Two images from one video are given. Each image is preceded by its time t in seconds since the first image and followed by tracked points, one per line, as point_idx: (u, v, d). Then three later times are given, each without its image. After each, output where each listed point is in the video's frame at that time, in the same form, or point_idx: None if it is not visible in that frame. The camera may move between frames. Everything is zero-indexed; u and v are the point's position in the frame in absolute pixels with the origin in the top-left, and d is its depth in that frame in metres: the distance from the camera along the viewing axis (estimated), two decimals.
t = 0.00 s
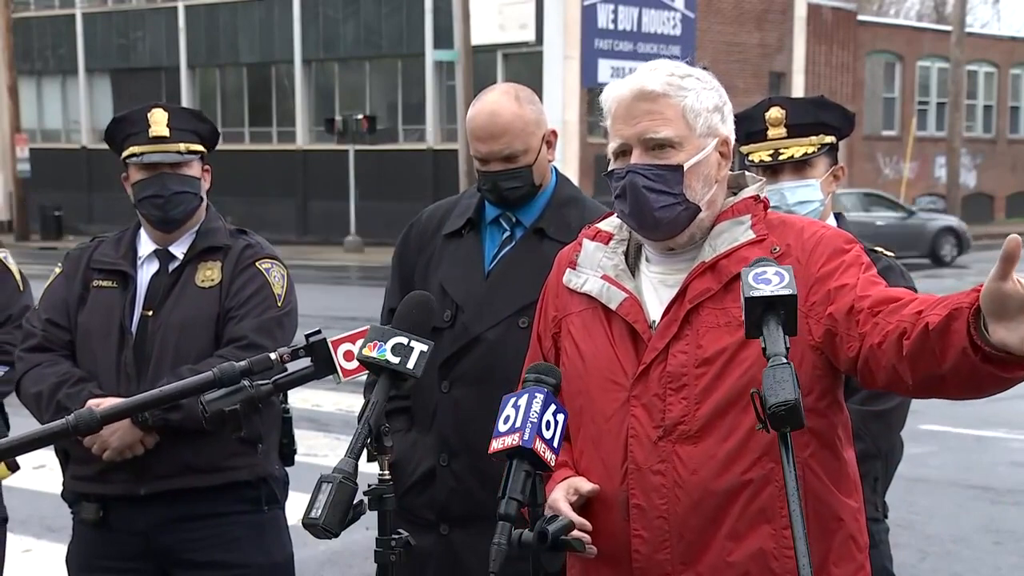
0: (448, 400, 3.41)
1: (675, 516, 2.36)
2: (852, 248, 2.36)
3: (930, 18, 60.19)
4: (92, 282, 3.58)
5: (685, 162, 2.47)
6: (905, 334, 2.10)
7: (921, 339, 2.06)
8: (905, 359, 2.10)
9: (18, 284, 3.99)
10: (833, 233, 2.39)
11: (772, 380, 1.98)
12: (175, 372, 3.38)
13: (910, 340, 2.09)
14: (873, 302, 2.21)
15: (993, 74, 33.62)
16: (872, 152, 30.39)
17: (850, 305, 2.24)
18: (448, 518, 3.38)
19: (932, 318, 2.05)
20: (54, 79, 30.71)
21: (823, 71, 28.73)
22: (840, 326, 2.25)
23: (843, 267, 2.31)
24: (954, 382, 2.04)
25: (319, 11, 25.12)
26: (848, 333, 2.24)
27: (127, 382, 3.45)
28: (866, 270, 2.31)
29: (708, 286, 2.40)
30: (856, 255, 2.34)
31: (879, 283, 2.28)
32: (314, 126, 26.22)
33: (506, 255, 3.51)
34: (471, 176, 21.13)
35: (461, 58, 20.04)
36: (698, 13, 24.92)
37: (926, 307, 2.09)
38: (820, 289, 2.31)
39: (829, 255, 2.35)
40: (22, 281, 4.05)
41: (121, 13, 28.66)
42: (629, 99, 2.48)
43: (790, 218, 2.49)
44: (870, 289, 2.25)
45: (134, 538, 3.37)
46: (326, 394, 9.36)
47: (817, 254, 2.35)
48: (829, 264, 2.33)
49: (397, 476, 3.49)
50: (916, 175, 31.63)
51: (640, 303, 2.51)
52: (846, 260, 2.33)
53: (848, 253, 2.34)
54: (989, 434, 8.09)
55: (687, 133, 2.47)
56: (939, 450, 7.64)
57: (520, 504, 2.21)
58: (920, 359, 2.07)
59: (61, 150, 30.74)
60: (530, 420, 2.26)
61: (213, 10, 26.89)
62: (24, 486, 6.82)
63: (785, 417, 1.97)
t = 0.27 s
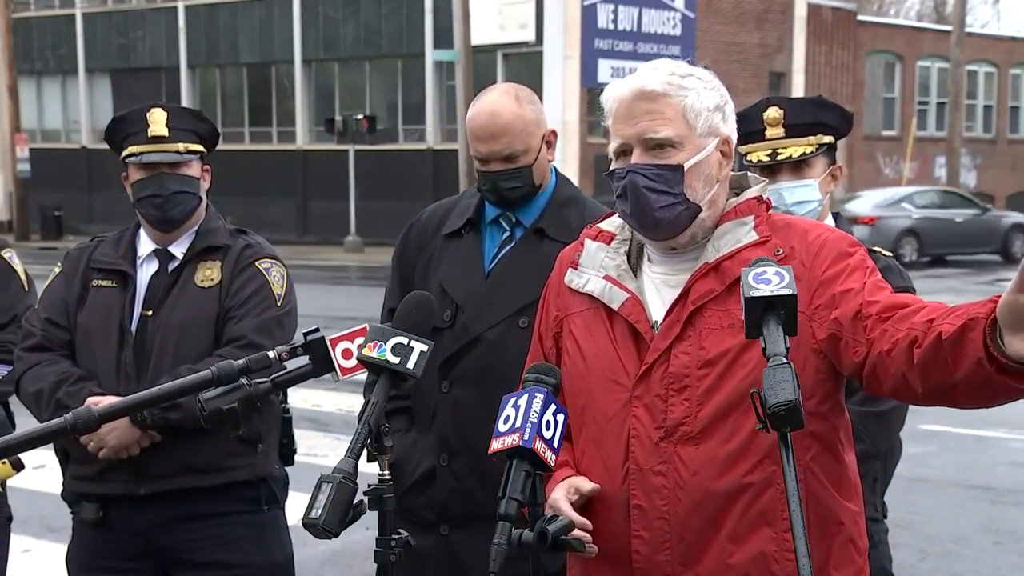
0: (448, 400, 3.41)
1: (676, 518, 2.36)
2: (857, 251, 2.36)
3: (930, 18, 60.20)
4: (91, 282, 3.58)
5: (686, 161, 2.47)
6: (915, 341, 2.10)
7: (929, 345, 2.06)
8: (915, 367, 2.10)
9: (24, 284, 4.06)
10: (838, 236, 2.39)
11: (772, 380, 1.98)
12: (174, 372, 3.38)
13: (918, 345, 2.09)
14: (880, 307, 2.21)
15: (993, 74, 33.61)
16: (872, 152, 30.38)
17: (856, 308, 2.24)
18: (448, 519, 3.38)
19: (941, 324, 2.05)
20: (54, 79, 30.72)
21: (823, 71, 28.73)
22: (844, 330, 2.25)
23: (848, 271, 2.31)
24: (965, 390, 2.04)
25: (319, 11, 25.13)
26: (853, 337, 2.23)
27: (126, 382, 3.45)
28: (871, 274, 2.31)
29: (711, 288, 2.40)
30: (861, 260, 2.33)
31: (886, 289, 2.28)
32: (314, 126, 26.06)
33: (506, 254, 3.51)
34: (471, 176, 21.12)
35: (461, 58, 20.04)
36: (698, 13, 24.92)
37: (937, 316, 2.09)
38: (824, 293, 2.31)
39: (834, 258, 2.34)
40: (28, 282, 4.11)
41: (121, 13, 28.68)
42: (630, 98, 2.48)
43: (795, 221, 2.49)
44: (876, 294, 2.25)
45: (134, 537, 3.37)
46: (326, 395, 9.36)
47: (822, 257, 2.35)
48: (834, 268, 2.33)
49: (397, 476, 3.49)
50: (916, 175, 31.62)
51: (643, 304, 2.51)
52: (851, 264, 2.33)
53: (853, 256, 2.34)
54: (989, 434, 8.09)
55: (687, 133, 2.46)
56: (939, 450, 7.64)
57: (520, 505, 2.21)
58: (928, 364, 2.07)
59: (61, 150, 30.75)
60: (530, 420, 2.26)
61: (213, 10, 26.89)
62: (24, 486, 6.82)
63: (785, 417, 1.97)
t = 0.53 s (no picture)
0: (449, 400, 3.41)
1: (678, 517, 2.36)
2: (860, 252, 2.36)
3: (931, 18, 60.12)
4: (90, 282, 3.58)
5: (692, 161, 2.47)
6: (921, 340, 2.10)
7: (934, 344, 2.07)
8: (923, 365, 2.09)
9: (25, 284, 4.06)
10: (842, 236, 2.39)
11: (772, 380, 1.98)
12: (174, 372, 3.38)
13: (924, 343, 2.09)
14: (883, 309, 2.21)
15: (994, 74, 33.59)
16: (872, 152, 30.36)
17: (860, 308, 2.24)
18: (448, 519, 3.38)
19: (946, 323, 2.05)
20: (54, 79, 30.72)
21: (824, 71, 28.73)
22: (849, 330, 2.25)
23: (852, 272, 2.31)
24: (971, 386, 2.04)
25: (319, 12, 25.14)
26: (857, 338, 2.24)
27: (125, 382, 3.45)
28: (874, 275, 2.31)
29: (714, 288, 2.40)
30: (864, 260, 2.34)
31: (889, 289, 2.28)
32: (314, 126, 26.20)
33: (506, 254, 3.51)
34: (471, 175, 21.13)
35: (461, 58, 20.04)
36: (698, 13, 24.92)
37: (944, 315, 2.10)
38: (827, 293, 2.31)
39: (837, 258, 2.34)
40: (29, 282, 4.12)
41: (121, 13, 28.66)
42: (634, 97, 2.48)
43: (798, 221, 2.49)
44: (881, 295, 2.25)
45: (134, 538, 3.37)
46: (326, 394, 9.36)
47: (826, 258, 2.35)
48: (838, 269, 2.33)
49: (397, 476, 3.49)
50: (916, 175, 31.61)
51: (643, 303, 2.51)
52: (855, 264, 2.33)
53: (856, 257, 2.34)
54: (989, 434, 8.09)
55: (693, 133, 2.47)
56: (939, 450, 7.64)
57: (520, 504, 2.21)
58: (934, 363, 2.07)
59: (61, 150, 30.74)
60: (529, 420, 2.26)
61: (213, 10, 26.87)
62: (24, 486, 6.82)
63: (785, 417, 1.97)
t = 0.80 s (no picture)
0: (448, 400, 3.42)
1: (680, 518, 2.36)
2: (863, 253, 2.36)
3: (930, 17, 60.13)
4: (89, 283, 3.58)
5: (679, 169, 2.48)
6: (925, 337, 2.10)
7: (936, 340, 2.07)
8: (928, 359, 2.09)
9: (23, 285, 4.05)
10: (845, 237, 2.39)
11: (771, 381, 1.98)
12: (173, 373, 3.38)
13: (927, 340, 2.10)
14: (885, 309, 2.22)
15: (993, 74, 33.59)
16: (872, 152, 30.37)
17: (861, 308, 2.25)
18: (448, 518, 3.39)
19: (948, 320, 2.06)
20: (54, 79, 30.72)
21: (823, 71, 28.73)
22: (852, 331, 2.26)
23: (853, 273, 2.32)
24: (976, 380, 2.04)
25: (319, 12, 25.14)
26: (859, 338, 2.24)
27: (124, 383, 3.45)
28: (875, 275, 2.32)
29: (716, 289, 2.40)
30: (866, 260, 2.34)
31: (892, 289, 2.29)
32: (314, 126, 26.19)
33: (506, 254, 3.51)
34: (471, 176, 21.14)
35: (461, 58, 20.04)
36: (698, 13, 24.91)
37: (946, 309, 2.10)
38: (829, 292, 2.31)
39: (839, 257, 2.35)
40: (26, 282, 4.10)
41: (121, 13, 28.67)
42: (627, 102, 2.48)
43: (799, 221, 2.49)
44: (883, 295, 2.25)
45: (133, 538, 3.37)
46: (326, 395, 9.36)
47: (829, 258, 2.35)
48: (840, 269, 2.33)
49: (397, 476, 3.49)
50: (916, 175, 31.61)
51: (645, 303, 2.51)
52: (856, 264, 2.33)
53: (860, 258, 2.34)
54: (989, 434, 8.09)
55: (681, 139, 2.47)
56: (938, 450, 7.64)
57: (520, 504, 2.20)
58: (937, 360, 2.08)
59: (61, 150, 30.75)
60: (529, 420, 2.26)
61: (213, 10, 26.87)
62: (24, 486, 6.83)
63: (785, 417, 1.97)
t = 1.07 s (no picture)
0: (448, 400, 3.42)
1: (676, 522, 2.36)
2: (868, 265, 2.35)
3: (930, 17, 60.09)
4: (88, 283, 3.58)
5: (682, 167, 2.48)
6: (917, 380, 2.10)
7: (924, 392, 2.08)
8: (926, 407, 2.08)
9: (18, 285, 3.98)
10: (849, 248, 2.38)
11: (772, 380, 1.98)
12: (172, 373, 3.38)
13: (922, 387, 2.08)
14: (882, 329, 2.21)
15: (993, 74, 33.59)
16: (872, 152, 30.35)
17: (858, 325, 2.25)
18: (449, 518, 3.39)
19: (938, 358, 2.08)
20: (54, 79, 30.72)
21: (823, 71, 28.73)
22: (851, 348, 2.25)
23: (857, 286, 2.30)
24: (973, 435, 2.01)
25: (319, 12, 25.14)
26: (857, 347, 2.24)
27: (123, 383, 3.45)
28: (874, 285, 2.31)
29: (718, 293, 2.39)
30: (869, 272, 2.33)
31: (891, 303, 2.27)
32: (314, 126, 26.19)
33: (506, 254, 3.51)
34: (471, 176, 21.13)
35: (461, 58, 20.04)
36: (698, 13, 24.89)
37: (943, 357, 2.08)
38: (829, 297, 2.31)
39: (842, 264, 2.34)
40: (21, 281, 4.04)
41: (121, 13, 28.66)
42: (628, 102, 2.47)
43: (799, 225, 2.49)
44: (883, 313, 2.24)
45: (133, 538, 3.37)
46: (326, 394, 9.36)
47: (832, 269, 2.34)
48: (841, 279, 2.32)
49: (397, 476, 3.49)
50: (916, 175, 31.61)
51: (644, 305, 2.51)
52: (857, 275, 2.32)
53: (866, 271, 2.33)
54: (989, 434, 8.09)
55: (684, 138, 2.47)
56: (938, 450, 7.63)
57: (520, 504, 2.20)
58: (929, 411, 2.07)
59: (61, 150, 30.73)
60: (529, 420, 2.26)
61: (213, 10, 26.89)
62: (24, 486, 6.83)
63: (785, 417, 1.97)
